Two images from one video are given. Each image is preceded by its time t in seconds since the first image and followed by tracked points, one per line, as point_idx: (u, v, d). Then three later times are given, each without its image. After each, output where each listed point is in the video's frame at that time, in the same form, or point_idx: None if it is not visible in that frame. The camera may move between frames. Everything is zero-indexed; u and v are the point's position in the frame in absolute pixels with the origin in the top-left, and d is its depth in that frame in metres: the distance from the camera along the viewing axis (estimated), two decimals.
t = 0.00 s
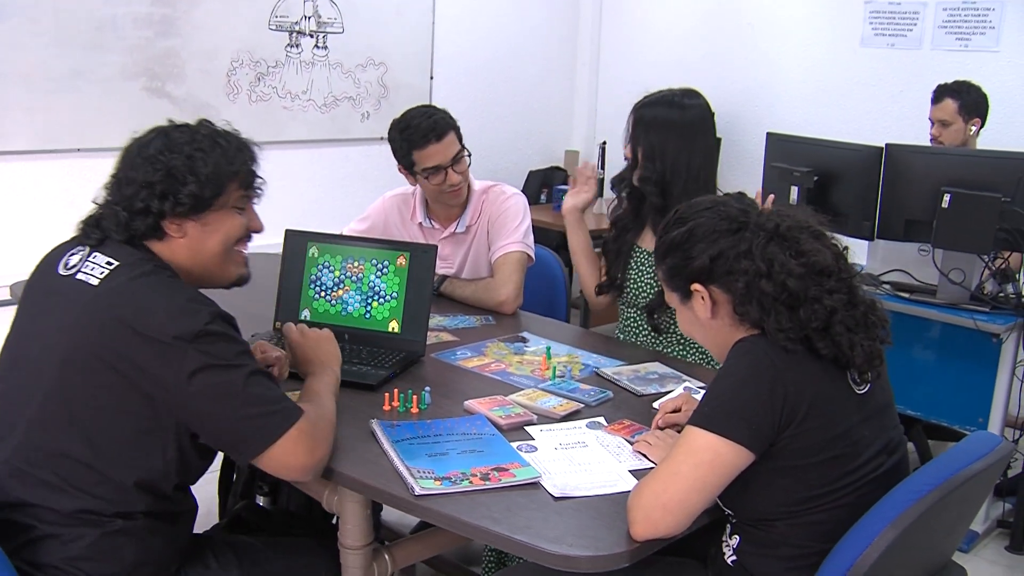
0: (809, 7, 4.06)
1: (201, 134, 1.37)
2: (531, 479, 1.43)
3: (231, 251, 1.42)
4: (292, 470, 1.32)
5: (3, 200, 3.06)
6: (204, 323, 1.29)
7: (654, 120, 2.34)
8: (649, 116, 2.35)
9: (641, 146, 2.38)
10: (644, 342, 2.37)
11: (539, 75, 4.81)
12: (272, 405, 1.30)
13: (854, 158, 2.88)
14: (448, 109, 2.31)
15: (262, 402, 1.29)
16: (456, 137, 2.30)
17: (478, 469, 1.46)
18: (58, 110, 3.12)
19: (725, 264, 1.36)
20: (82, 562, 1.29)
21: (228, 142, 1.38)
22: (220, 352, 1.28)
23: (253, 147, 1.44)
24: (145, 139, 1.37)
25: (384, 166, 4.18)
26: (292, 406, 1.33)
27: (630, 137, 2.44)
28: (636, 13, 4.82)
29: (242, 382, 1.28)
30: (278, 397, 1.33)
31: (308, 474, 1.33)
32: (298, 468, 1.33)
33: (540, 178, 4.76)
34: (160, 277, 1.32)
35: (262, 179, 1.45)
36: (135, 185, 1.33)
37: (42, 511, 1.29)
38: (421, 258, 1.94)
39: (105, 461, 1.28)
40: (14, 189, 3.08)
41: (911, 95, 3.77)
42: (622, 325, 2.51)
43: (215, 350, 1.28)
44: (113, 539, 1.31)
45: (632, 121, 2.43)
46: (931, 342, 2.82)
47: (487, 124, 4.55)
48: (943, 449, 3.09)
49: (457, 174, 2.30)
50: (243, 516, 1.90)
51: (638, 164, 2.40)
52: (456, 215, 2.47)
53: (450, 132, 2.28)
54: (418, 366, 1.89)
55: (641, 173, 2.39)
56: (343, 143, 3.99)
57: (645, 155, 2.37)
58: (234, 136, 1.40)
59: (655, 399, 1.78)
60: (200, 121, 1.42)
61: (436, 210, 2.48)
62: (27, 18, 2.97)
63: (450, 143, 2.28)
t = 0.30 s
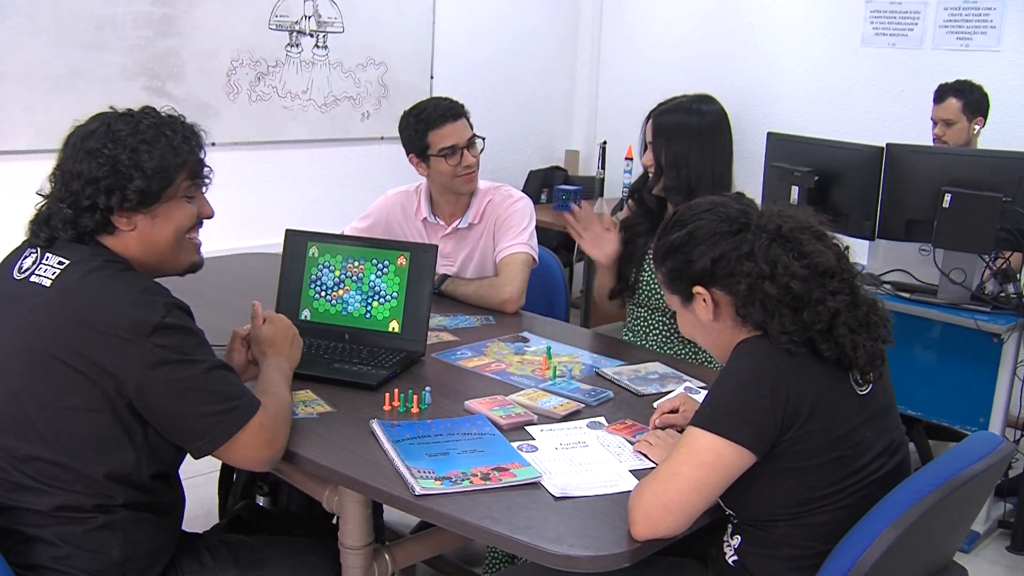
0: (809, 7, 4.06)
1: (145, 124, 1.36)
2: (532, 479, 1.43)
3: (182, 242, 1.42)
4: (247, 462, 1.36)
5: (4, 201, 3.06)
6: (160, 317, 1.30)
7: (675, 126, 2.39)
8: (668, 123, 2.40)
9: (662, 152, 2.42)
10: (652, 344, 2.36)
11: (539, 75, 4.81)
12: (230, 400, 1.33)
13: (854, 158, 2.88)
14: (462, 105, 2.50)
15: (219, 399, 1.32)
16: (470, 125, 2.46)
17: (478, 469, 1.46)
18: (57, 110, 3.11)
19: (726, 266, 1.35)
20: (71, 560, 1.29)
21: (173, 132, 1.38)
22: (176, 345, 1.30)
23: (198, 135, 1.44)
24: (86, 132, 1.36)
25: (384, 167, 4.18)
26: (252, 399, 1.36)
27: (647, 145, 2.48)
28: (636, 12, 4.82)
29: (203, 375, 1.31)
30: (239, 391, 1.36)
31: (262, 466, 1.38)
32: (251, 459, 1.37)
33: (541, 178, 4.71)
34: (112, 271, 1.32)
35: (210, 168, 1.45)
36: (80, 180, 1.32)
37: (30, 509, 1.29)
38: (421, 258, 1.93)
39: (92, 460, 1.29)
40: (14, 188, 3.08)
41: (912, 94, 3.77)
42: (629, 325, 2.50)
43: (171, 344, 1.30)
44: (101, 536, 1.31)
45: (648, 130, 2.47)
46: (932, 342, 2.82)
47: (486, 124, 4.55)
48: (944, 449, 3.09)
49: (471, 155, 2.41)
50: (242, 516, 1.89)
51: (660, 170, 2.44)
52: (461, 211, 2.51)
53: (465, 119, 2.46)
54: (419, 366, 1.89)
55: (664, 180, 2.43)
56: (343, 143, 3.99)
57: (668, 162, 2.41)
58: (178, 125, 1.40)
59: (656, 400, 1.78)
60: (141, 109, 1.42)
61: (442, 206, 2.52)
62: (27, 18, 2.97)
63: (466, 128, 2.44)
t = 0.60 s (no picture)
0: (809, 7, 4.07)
1: (144, 122, 1.36)
2: (532, 479, 1.43)
3: (177, 241, 1.41)
4: (249, 465, 1.37)
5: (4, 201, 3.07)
6: (161, 315, 1.30)
7: (678, 122, 2.39)
8: (673, 119, 2.40)
9: (665, 149, 2.42)
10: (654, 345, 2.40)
11: (539, 74, 4.81)
12: (230, 402, 1.33)
13: (855, 158, 2.87)
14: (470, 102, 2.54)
15: (220, 399, 1.32)
16: (478, 123, 2.49)
17: (477, 469, 1.46)
18: (58, 110, 3.11)
19: (727, 267, 1.35)
20: (73, 557, 1.29)
21: (172, 131, 1.39)
22: (176, 342, 1.30)
23: (196, 134, 1.45)
24: (86, 129, 1.36)
25: (384, 166, 4.18)
26: (252, 402, 1.36)
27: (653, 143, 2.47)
28: (636, 12, 4.82)
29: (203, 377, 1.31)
30: (239, 393, 1.36)
31: (264, 468, 1.38)
32: (252, 461, 1.38)
33: (541, 178, 4.71)
34: (112, 268, 1.32)
35: (207, 166, 1.46)
36: (79, 176, 1.32)
37: (31, 505, 1.29)
38: (421, 258, 1.93)
39: (93, 458, 1.28)
40: (14, 188, 3.08)
41: (913, 93, 3.76)
42: (630, 325, 2.52)
43: (173, 341, 1.30)
44: (101, 532, 1.30)
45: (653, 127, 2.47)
46: (933, 343, 2.82)
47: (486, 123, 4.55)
48: (944, 449, 3.09)
49: (479, 151, 2.45)
50: (243, 516, 1.89)
51: (664, 167, 2.43)
52: (468, 209, 2.55)
53: (473, 117, 2.49)
54: (419, 366, 1.89)
55: (669, 176, 2.42)
56: (343, 142, 3.98)
57: (672, 158, 2.40)
58: (178, 124, 1.41)
59: (656, 400, 1.78)
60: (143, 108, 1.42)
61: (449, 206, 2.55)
62: (28, 17, 2.97)
63: (474, 125, 2.47)
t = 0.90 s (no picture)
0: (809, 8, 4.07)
1: (176, 125, 1.38)
2: (532, 479, 1.43)
3: (197, 245, 1.40)
4: (267, 468, 1.35)
5: (4, 200, 3.07)
6: (177, 315, 1.29)
7: (672, 122, 2.39)
8: (667, 119, 2.40)
9: (661, 149, 2.42)
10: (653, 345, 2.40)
11: (539, 74, 4.81)
12: (246, 404, 1.32)
13: (855, 158, 2.87)
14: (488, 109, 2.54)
15: (236, 401, 1.31)
16: (493, 131, 2.49)
17: (479, 470, 1.46)
18: (58, 110, 3.11)
19: (728, 268, 1.35)
20: (79, 559, 1.29)
21: (202, 135, 1.39)
22: (194, 343, 1.30)
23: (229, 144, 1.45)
24: (121, 128, 1.38)
25: (384, 166, 4.17)
26: (268, 404, 1.35)
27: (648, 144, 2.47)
28: (636, 13, 4.83)
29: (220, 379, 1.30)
30: (255, 395, 1.35)
31: (279, 474, 1.37)
32: (268, 467, 1.36)
33: (541, 179, 4.71)
34: (128, 270, 1.32)
35: (235, 174, 1.45)
36: (105, 170, 1.33)
37: (38, 507, 1.28)
38: (420, 258, 1.93)
39: (101, 459, 1.28)
40: (14, 188, 3.08)
41: (913, 94, 3.77)
42: (629, 325, 2.52)
43: (190, 342, 1.29)
44: (109, 535, 1.30)
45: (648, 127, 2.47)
46: (933, 343, 2.82)
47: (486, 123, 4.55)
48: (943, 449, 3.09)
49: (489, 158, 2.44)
50: (243, 516, 1.89)
51: (660, 168, 2.43)
52: (475, 210, 2.55)
53: (488, 123, 2.49)
54: (419, 366, 1.89)
55: (665, 177, 2.42)
56: (343, 142, 3.98)
57: (668, 159, 2.40)
58: (208, 130, 1.41)
59: (656, 400, 1.78)
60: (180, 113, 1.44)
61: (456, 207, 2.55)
62: (28, 17, 2.97)
63: (488, 130, 2.47)
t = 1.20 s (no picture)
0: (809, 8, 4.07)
1: (199, 130, 1.37)
2: (533, 479, 1.43)
3: (218, 249, 1.40)
4: (277, 469, 1.34)
5: (4, 200, 3.06)
6: (196, 310, 1.30)
7: (678, 124, 2.38)
8: (672, 120, 2.39)
9: (668, 152, 2.41)
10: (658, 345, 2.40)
11: (539, 74, 4.81)
12: (261, 403, 1.32)
13: (855, 158, 2.87)
14: (489, 115, 2.39)
15: (251, 400, 1.31)
16: (491, 146, 2.39)
17: (480, 469, 1.46)
18: (58, 110, 3.11)
19: (728, 268, 1.36)
20: (85, 562, 1.29)
21: (225, 140, 1.39)
22: (211, 340, 1.29)
23: (252, 149, 1.45)
24: (146, 131, 1.38)
25: (384, 166, 4.17)
26: (283, 403, 1.35)
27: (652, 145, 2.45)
28: (636, 13, 4.83)
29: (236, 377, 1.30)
30: (270, 394, 1.35)
31: (289, 475, 1.36)
32: (279, 467, 1.35)
33: (541, 179, 4.71)
34: (146, 266, 1.32)
35: (258, 178, 1.45)
36: (128, 172, 1.33)
37: (45, 510, 1.28)
38: (421, 257, 1.93)
39: (108, 462, 1.28)
40: (14, 188, 3.08)
41: (914, 93, 3.77)
42: (634, 327, 2.52)
43: (208, 339, 1.29)
44: (115, 538, 1.30)
45: (650, 127, 2.44)
46: (934, 343, 2.82)
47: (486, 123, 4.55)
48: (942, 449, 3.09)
49: (481, 180, 2.41)
50: (243, 516, 1.89)
51: (669, 172, 2.42)
52: (478, 211, 2.54)
53: (487, 139, 2.38)
54: (420, 366, 1.89)
55: (674, 180, 2.41)
56: (344, 142, 3.98)
57: (676, 162, 2.40)
58: (232, 135, 1.41)
59: (656, 400, 1.78)
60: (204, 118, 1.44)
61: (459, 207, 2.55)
62: (29, 17, 2.96)
63: (484, 150, 2.38)
